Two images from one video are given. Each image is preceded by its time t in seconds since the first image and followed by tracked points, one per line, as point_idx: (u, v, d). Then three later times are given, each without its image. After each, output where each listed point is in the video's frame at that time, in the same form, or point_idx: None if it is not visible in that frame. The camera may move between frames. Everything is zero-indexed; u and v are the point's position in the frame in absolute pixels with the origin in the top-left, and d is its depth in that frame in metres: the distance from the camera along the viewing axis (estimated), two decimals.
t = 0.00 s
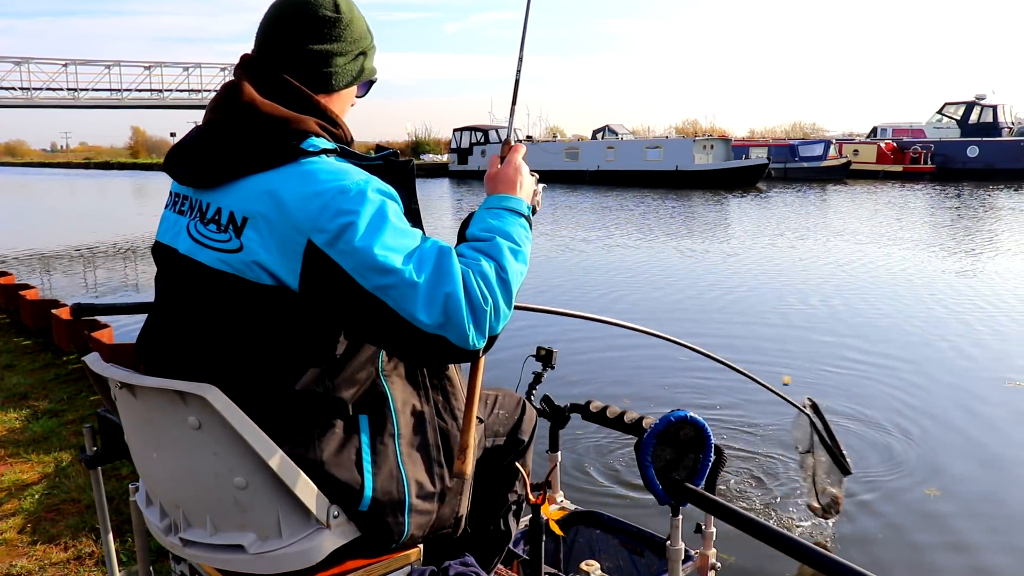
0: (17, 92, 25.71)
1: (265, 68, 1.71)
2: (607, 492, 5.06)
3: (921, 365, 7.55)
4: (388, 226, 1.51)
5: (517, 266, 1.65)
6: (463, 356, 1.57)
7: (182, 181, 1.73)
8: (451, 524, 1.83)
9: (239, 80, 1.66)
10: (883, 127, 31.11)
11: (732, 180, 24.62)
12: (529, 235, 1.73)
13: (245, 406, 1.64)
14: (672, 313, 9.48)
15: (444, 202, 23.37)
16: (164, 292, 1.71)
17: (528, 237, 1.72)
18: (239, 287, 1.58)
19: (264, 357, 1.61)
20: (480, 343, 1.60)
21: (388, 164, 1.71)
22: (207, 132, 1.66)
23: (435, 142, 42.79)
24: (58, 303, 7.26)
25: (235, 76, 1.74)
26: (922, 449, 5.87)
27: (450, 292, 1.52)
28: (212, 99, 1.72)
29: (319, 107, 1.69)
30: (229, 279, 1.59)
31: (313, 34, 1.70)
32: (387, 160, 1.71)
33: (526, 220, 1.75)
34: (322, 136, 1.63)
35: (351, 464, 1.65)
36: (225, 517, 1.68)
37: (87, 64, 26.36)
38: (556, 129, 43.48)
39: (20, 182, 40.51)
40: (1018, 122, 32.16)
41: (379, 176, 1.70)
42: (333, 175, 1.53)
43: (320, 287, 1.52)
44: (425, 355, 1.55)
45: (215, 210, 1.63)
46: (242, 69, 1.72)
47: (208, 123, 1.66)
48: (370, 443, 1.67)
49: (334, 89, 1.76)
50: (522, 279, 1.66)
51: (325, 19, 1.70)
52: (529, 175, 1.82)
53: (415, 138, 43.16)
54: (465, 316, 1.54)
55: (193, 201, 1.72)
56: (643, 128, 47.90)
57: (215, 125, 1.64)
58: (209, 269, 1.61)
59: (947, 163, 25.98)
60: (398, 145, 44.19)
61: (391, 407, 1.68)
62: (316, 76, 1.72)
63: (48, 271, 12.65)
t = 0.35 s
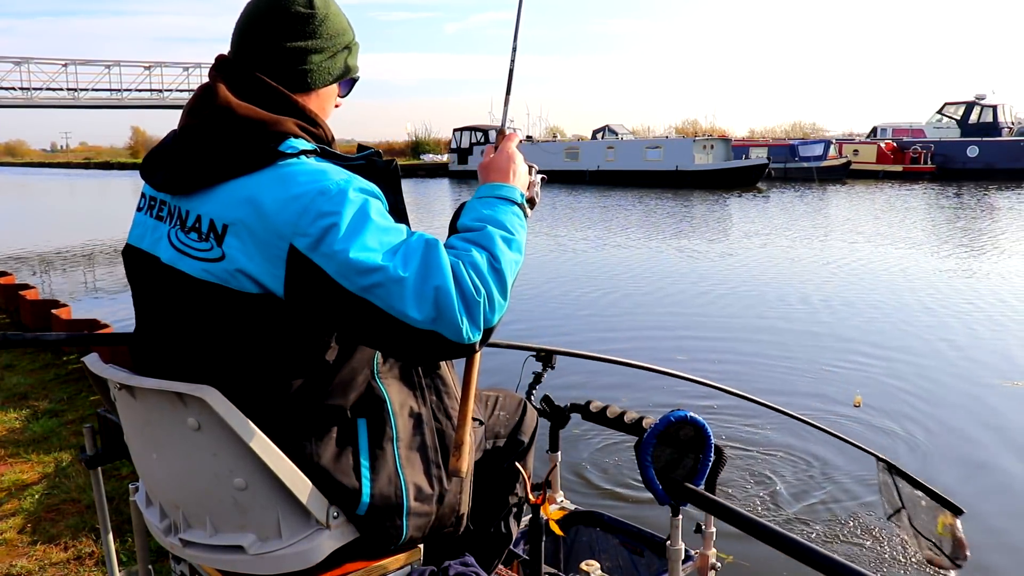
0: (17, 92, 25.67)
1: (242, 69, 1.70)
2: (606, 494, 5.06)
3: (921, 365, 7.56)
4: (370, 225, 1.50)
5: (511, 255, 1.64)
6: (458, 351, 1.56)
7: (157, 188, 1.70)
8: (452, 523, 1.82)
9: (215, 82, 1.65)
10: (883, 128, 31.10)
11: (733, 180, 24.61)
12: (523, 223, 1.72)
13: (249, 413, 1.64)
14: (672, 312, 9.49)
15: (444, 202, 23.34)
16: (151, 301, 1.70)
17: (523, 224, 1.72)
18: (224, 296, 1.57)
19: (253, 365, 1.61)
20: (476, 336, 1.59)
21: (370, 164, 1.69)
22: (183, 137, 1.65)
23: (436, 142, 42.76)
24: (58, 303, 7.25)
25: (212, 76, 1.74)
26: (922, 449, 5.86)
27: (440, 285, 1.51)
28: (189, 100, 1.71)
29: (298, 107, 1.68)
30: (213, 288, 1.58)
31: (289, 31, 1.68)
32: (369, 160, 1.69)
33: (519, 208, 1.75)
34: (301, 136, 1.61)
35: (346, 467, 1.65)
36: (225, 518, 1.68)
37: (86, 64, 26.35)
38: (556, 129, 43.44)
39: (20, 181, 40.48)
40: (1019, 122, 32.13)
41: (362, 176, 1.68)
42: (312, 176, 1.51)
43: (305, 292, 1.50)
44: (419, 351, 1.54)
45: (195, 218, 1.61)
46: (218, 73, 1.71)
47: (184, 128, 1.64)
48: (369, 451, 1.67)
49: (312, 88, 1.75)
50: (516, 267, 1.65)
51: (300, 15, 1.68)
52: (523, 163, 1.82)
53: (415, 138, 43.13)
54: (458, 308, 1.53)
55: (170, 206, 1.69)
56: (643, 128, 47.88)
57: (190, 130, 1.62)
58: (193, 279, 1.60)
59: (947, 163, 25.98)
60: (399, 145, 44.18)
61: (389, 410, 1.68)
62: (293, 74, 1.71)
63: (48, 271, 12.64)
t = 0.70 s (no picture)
0: (17, 92, 25.66)
1: (217, 72, 1.70)
2: (605, 494, 5.06)
3: (921, 365, 7.56)
4: (349, 225, 1.50)
5: (484, 260, 1.64)
6: (433, 351, 1.55)
7: (135, 192, 1.69)
8: (452, 520, 1.83)
9: (190, 82, 1.65)
10: (883, 128, 31.09)
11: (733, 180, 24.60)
12: (492, 229, 1.73)
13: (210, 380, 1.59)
14: (671, 312, 9.49)
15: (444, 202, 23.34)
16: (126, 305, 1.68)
17: (492, 230, 1.72)
18: (203, 296, 1.55)
19: (235, 361, 1.58)
20: (451, 337, 1.58)
21: (346, 165, 1.69)
22: (160, 140, 1.64)
23: (436, 142, 42.75)
24: (58, 303, 7.25)
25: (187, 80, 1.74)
26: (922, 450, 5.87)
27: (418, 285, 1.51)
28: (165, 101, 1.70)
29: (273, 110, 1.68)
30: (192, 289, 1.56)
31: (263, 36, 1.68)
32: (346, 161, 1.69)
33: (490, 215, 1.75)
34: (278, 139, 1.61)
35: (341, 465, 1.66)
36: (224, 518, 1.68)
37: (86, 64, 26.31)
38: (556, 129, 43.38)
39: (20, 180, 40.52)
40: (1018, 122, 32.13)
41: (339, 176, 1.68)
42: (291, 177, 1.52)
43: (284, 290, 1.50)
44: (396, 349, 1.54)
45: (173, 219, 1.59)
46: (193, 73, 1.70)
47: (161, 131, 1.63)
48: (365, 454, 1.67)
49: (287, 93, 1.73)
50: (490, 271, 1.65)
51: (274, 20, 1.68)
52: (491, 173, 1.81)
53: (416, 138, 43.12)
54: (434, 308, 1.53)
55: (147, 211, 1.67)
56: (643, 128, 47.84)
57: (167, 133, 1.62)
58: (172, 280, 1.58)
59: (947, 163, 25.97)
60: (399, 145, 44.15)
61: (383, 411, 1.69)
62: (267, 78, 1.70)
63: (48, 271, 12.64)
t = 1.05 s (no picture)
0: (17, 92, 25.66)
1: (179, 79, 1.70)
2: (603, 494, 5.07)
3: (921, 364, 7.56)
4: (311, 231, 1.52)
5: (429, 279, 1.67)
6: (384, 364, 1.58)
7: (95, 204, 1.69)
8: (451, 513, 1.81)
9: (147, 88, 1.65)
10: (883, 128, 31.11)
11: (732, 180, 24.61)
12: (431, 249, 1.75)
13: (192, 378, 1.59)
14: (671, 312, 9.49)
15: (444, 203, 23.34)
16: (95, 315, 1.68)
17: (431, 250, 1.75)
18: (171, 300, 1.55)
19: (207, 360, 1.58)
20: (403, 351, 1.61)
21: (306, 164, 1.70)
22: (120, 149, 1.64)
23: (435, 142, 42.71)
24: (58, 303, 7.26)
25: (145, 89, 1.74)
26: (922, 451, 5.87)
27: (376, 298, 1.55)
28: (124, 111, 1.71)
29: (231, 114, 1.67)
30: (161, 293, 1.56)
31: (220, 44, 1.70)
32: (306, 160, 1.71)
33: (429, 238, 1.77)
34: (238, 142, 1.63)
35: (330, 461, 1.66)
36: (223, 519, 1.68)
37: (85, 63, 26.31)
38: (556, 129, 43.36)
39: (20, 181, 40.50)
40: (1018, 121, 32.14)
41: (297, 175, 1.69)
42: (250, 180, 1.54)
43: (247, 293, 1.52)
44: (353, 359, 1.57)
45: (137, 227, 1.60)
46: (148, 76, 1.70)
47: (121, 141, 1.64)
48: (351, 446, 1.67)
49: (247, 99, 1.74)
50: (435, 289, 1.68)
51: (231, 29, 1.69)
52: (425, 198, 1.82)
53: (415, 138, 43.09)
54: (391, 323, 1.56)
55: (113, 223, 1.67)
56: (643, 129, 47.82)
57: (126, 140, 1.62)
58: (140, 286, 1.58)
59: (946, 162, 25.99)
60: (399, 145, 44.15)
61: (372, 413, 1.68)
62: (225, 84, 1.71)
63: (48, 271, 12.64)
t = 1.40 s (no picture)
0: (18, 92, 25.66)
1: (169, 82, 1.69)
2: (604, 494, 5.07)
3: (922, 364, 7.56)
4: (308, 234, 1.55)
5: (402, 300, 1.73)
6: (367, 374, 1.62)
7: (90, 206, 1.69)
8: (452, 506, 1.80)
9: (139, 89, 1.64)
10: (883, 128, 31.10)
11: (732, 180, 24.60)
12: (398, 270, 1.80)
13: (188, 379, 1.58)
14: (671, 312, 9.48)
15: (444, 203, 23.33)
16: (93, 316, 1.68)
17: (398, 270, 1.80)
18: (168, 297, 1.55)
19: (204, 360, 1.57)
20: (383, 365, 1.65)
21: (301, 167, 1.75)
22: (111, 150, 1.63)
23: (435, 142, 42.68)
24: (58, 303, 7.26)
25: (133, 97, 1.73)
26: (922, 450, 5.87)
27: (366, 310, 1.60)
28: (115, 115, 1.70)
29: (224, 117, 1.68)
30: (160, 292, 1.56)
31: (209, 48, 1.70)
32: (300, 164, 1.76)
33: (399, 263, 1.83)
34: (232, 143, 1.64)
35: (323, 458, 1.67)
36: (221, 519, 1.68)
37: (85, 64, 26.32)
38: (556, 129, 43.28)
39: (21, 181, 40.48)
40: (1018, 121, 32.12)
41: (295, 178, 1.74)
42: (249, 180, 1.55)
43: (246, 291, 1.53)
44: (341, 367, 1.60)
45: (134, 227, 1.60)
46: (135, 81, 1.69)
47: (113, 142, 1.63)
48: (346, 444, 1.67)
49: (235, 104, 1.74)
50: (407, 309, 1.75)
51: (218, 35, 1.71)
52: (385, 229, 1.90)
53: (416, 138, 43.09)
54: (378, 335, 1.61)
55: (108, 225, 1.67)
56: (643, 129, 47.78)
57: (120, 141, 1.62)
58: (139, 286, 1.58)
59: (947, 162, 25.97)
60: (399, 145, 44.16)
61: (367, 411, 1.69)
62: (213, 87, 1.70)
63: (48, 271, 12.63)
